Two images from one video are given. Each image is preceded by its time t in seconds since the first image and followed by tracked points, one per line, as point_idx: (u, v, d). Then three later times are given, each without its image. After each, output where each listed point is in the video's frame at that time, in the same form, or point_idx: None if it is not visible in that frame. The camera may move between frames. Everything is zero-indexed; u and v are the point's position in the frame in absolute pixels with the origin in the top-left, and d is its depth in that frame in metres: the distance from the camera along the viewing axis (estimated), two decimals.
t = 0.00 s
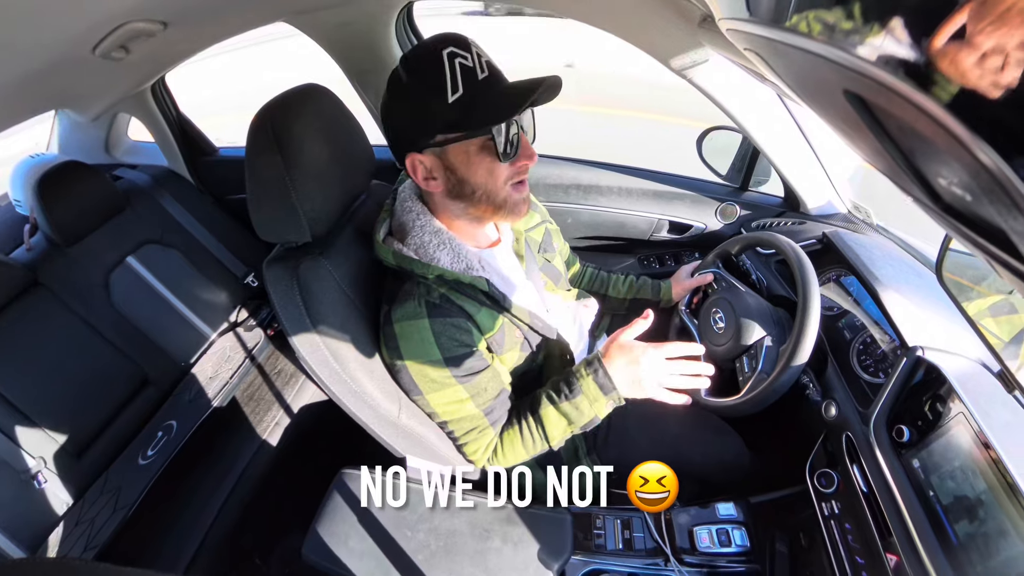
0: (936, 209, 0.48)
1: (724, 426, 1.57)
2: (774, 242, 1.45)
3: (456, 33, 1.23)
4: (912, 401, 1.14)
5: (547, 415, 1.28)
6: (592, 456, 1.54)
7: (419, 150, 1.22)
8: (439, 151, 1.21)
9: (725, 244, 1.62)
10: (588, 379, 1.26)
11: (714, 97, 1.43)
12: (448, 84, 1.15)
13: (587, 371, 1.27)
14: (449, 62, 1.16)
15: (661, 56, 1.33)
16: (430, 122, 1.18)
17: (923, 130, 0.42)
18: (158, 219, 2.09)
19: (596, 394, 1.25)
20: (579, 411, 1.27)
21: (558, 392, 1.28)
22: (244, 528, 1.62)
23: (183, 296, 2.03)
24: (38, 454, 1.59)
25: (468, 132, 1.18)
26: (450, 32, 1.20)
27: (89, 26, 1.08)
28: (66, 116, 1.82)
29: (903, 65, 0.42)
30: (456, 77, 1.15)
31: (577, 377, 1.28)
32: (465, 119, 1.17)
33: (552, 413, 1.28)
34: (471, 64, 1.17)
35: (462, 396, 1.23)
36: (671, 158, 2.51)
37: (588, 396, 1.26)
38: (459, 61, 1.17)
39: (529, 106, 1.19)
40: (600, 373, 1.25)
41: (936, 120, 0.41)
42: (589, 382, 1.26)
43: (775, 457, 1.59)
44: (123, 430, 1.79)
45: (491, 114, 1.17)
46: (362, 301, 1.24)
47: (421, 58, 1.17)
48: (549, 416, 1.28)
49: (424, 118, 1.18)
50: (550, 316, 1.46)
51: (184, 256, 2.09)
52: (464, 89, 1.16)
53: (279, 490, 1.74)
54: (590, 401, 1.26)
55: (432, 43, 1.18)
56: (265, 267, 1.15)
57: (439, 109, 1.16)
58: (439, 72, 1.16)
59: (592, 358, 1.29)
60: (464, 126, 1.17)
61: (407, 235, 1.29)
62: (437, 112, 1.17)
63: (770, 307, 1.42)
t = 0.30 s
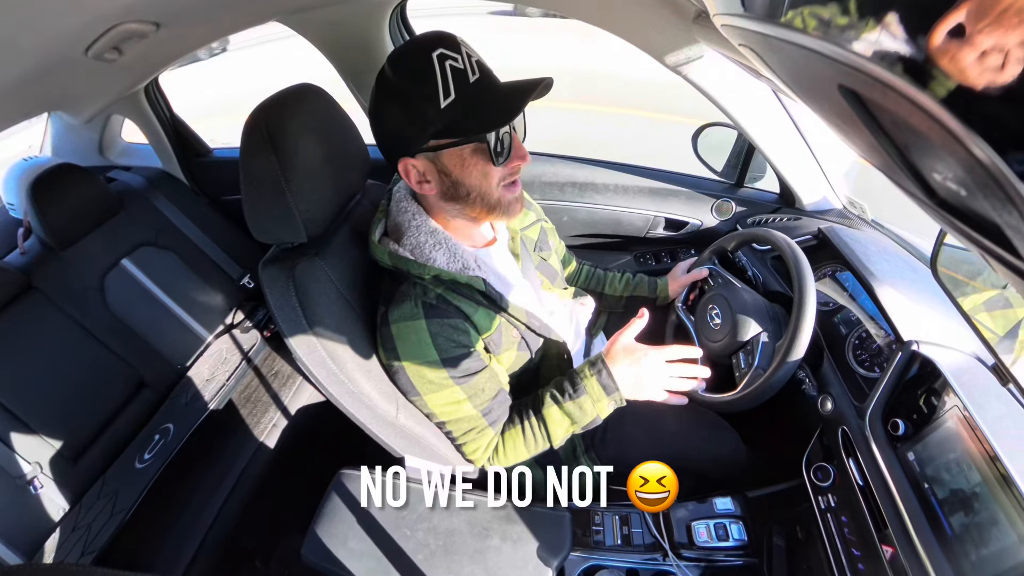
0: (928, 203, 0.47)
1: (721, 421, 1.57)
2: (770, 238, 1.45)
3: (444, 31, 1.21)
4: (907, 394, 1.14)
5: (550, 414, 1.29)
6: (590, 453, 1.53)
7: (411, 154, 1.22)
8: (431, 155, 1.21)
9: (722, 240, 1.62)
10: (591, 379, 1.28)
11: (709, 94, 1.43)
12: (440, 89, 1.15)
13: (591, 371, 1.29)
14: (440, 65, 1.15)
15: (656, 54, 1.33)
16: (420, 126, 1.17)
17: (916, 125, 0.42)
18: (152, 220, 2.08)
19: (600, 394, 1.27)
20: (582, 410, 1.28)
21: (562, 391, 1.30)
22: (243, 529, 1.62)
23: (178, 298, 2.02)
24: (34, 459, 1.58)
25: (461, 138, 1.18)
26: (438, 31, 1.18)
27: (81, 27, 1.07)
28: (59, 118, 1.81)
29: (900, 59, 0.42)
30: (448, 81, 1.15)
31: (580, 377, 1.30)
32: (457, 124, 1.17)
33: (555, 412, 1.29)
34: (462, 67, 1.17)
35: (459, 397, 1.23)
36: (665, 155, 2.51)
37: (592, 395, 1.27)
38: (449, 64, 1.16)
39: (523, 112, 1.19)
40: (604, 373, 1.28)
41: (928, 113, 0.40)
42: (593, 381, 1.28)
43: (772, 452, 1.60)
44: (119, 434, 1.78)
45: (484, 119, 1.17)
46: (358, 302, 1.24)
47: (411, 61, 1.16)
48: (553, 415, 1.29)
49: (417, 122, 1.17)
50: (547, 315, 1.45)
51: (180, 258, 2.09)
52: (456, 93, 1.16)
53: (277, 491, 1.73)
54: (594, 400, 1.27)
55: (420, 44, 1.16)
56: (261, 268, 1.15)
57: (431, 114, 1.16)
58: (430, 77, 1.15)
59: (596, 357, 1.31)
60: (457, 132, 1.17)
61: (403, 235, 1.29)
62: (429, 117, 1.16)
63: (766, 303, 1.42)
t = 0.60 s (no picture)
0: (928, 204, 0.47)
1: (720, 422, 1.57)
2: (769, 239, 1.45)
3: (433, 37, 1.19)
4: (907, 396, 1.14)
5: (544, 431, 1.28)
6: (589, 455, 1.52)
7: (405, 167, 1.21)
8: (426, 169, 1.21)
9: (721, 241, 1.62)
10: (587, 401, 1.25)
11: (709, 95, 1.43)
12: (432, 105, 1.14)
13: (586, 391, 1.26)
14: (432, 79, 1.14)
15: (656, 55, 1.33)
16: (414, 143, 1.17)
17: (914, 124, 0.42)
18: (152, 221, 2.08)
19: (596, 412, 1.26)
20: (579, 427, 1.27)
21: (557, 410, 1.28)
22: (242, 530, 1.62)
23: (178, 298, 2.02)
24: (33, 459, 1.58)
25: (456, 155, 1.18)
26: (428, 39, 1.16)
27: (81, 27, 1.08)
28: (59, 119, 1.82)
29: (899, 61, 0.42)
30: (441, 97, 1.14)
31: (575, 395, 1.27)
32: (451, 142, 1.17)
33: (550, 429, 1.28)
34: (454, 80, 1.16)
35: (458, 397, 1.23)
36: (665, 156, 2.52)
37: (587, 415, 1.26)
38: (441, 77, 1.14)
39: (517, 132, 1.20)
40: (600, 395, 1.25)
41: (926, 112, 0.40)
42: (589, 402, 1.25)
43: (771, 453, 1.60)
44: (118, 434, 1.78)
45: (479, 138, 1.18)
46: (359, 302, 1.24)
47: (400, 74, 1.14)
48: (547, 434, 1.28)
49: (410, 137, 1.16)
50: (547, 316, 1.46)
51: (180, 258, 2.09)
52: (448, 109, 1.15)
53: (277, 491, 1.73)
54: (591, 420, 1.26)
55: (410, 56, 1.14)
56: (261, 268, 1.15)
57: (425, 131, 1.15)
58: (422, 93, 1.14)
59: (590, 372, 1.28)
60: (451, 148, 1.18)
61: (402, 235, 1.28)
62: (422, 133, 1.15)
63: (766, 304, 1.42)
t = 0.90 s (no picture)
0: (928, 204, 0.47)
1: (720, 422, 1.57)
2: (769, 239, 1.45)
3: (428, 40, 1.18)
4: (907, 396, 1.14)
5: (545, 444, 1.29)
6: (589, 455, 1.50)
7: (406, 173, 1.21)
8: (426, 174, 1.21)
9: (721, 241, 1.62)
10: (586, 422, 1.24)
11: (708, 95, 1.43)
12: (430, 110, 1.14)
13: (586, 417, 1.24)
14: (429, 84, 1.14)
15: (656, 55, 1.33)
16: (413, 149, 1.16)
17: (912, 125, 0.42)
18: (152, 221, 2.08)
19: (595, 432, 1.25)
20: (579, 443, 1.27)
21: (557, 428, 1.27)
22: (242, 530, 1.62)
23: (178, 298, 2.02)
24: (34, 459, 1.58)
25: (455, 160, 1.18)
26: (425, 43, 1.16)
27: (81, 28, 1.08)
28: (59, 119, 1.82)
29: (897, 62, 0.42)
30: (438, 101, 1.14)
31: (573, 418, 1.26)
32: (450, 147, 1.17)
33: (550, 443, 1.29)
34: (451, 83, 1.16)
35: (455, 401, 1.23)
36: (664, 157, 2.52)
37: (587, 433, 1.25)
38: (437, 81, 1.14)
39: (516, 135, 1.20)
40: (598, 417, 1.23)
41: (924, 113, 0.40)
42: (587, 423, 1.24)
43: (771, 453, 1.60)
44: (118, 434, 1.78)
45: (478, 142, 1.18)
46: (358, 302, 1.24)
47: (397, 78, 1.14)
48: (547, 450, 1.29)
49: (409, 142, 1.16)
50: (547, 316, 1.46)
51: (179, 258, 2.09)
52: (446, 113, 1.15)
53: (277, 491, 1.74)
54: (590, 438, 1.26)
55: (406, 60, 1.14)
56: (261, 268, 1.15)
57: (423, 136, 1.15)
58: (419, 97, 1.14)
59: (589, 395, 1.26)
60: (450, 153, 1.17)
61: (401, 237, 1.28)
62: (420, 138, 1.15)
63: (766, 304, 1.42)
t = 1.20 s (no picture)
0: (927, 204, 0.47)
1: (720, 423, 1.57)
2: (769, 240, 1.45)
3: (430, 44, 1.18)
4: (907, 397, 1.14)
5: (549, 440, 1.28)
6: (591, 456, 1.48)
7: (405, 176, 1.21)
8: (426, 178, 1.21)
9: (721, 242, 1.62)
10: (591, 417, 1.24)
11: (709, 96, 1.43)
12: (431, 117, 1.14)
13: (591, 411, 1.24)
14: (429, 89, 1.14)
15: (656, 56, 1.33)
16: (414, 154, 1.16)
17: (912, 126, 0.42)
18: (152, 220, 2.08)
19: (599, 426, 1.26)
20: (582, 438, 1.27)
21: (561, 424, 1.27)
22: (242, 530, 1.62)
23: (179, 298, 2.03)
24: (33, 459, 1.58)
25: (455, 165, 1.17)
26: (426, 47, 1.16)
27: (82, 27, 1.08)
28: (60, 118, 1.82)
29: (899, 63, 0.43)
30: (438, 107, 1.14)
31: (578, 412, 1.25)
32: (451, 152, 1.17)
33: (554, 439, 1.28)
34: (452, 89, 1.15)
35: (455, 401, 1.23)
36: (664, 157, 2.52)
37: (590, 428, 1.26)
38: (438, 87, 1.14)
39: (518, 144, 1.19)
40: (604, 413, 1.24)
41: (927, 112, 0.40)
42: (592, 419, 1.24)
43: (771, 454, 1.60)
44: (117, 434, 1.78)
45: (479, 147, 1.18)
46: (358, 302, 1.24)
47: (398, 83, 1.14)
48: (551, 444, 1.28)
49: (409, 147, 1.16)
50: (548, 317, 1.46)
51: (180, 258, 2.09)
52: (447, 120, 1.15)
53: (278, 492, 1.74)
54: (593, 433, 1.27)
55: (407, 64, 1.14)
56: (261, 268, 1.15)
57: (424, 141, 1.15)
58: (419, 102, 1.14)
59: (592, 390, 1.26)
60: (451, 159, 1.17)
61: (401, 237, 1.28)
62: (420, 143, 1.15)
63: (766, 305, 1.42)
